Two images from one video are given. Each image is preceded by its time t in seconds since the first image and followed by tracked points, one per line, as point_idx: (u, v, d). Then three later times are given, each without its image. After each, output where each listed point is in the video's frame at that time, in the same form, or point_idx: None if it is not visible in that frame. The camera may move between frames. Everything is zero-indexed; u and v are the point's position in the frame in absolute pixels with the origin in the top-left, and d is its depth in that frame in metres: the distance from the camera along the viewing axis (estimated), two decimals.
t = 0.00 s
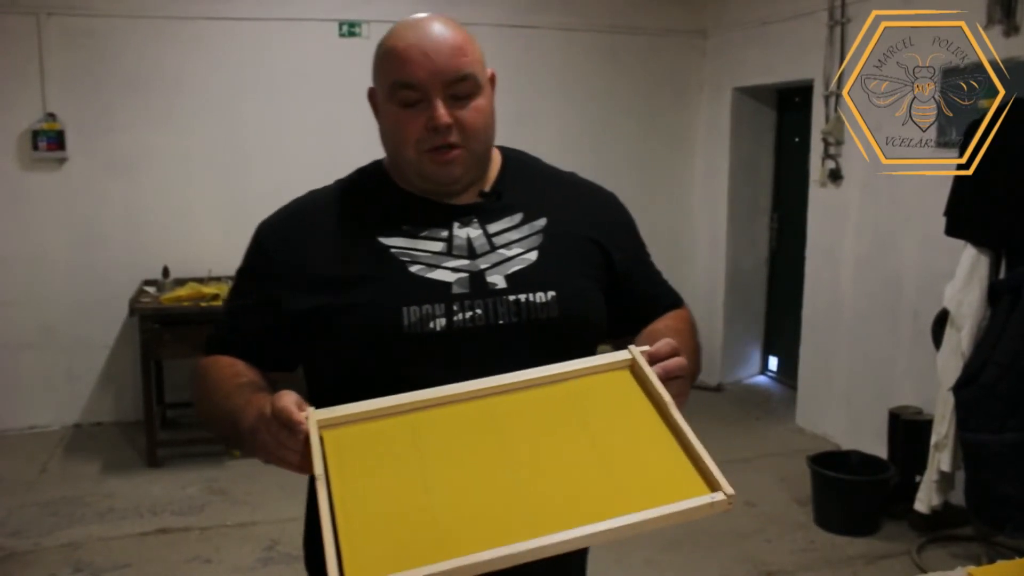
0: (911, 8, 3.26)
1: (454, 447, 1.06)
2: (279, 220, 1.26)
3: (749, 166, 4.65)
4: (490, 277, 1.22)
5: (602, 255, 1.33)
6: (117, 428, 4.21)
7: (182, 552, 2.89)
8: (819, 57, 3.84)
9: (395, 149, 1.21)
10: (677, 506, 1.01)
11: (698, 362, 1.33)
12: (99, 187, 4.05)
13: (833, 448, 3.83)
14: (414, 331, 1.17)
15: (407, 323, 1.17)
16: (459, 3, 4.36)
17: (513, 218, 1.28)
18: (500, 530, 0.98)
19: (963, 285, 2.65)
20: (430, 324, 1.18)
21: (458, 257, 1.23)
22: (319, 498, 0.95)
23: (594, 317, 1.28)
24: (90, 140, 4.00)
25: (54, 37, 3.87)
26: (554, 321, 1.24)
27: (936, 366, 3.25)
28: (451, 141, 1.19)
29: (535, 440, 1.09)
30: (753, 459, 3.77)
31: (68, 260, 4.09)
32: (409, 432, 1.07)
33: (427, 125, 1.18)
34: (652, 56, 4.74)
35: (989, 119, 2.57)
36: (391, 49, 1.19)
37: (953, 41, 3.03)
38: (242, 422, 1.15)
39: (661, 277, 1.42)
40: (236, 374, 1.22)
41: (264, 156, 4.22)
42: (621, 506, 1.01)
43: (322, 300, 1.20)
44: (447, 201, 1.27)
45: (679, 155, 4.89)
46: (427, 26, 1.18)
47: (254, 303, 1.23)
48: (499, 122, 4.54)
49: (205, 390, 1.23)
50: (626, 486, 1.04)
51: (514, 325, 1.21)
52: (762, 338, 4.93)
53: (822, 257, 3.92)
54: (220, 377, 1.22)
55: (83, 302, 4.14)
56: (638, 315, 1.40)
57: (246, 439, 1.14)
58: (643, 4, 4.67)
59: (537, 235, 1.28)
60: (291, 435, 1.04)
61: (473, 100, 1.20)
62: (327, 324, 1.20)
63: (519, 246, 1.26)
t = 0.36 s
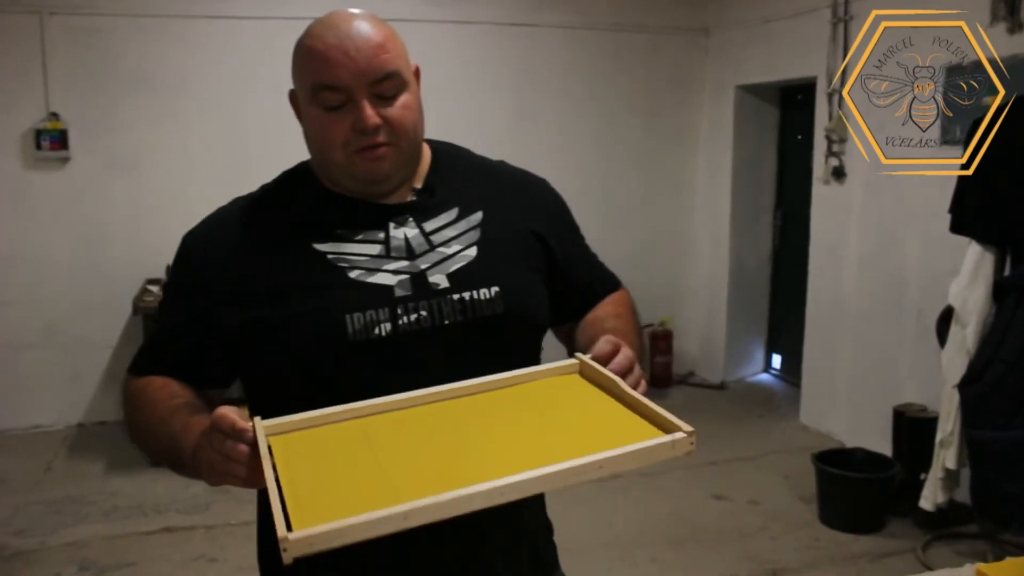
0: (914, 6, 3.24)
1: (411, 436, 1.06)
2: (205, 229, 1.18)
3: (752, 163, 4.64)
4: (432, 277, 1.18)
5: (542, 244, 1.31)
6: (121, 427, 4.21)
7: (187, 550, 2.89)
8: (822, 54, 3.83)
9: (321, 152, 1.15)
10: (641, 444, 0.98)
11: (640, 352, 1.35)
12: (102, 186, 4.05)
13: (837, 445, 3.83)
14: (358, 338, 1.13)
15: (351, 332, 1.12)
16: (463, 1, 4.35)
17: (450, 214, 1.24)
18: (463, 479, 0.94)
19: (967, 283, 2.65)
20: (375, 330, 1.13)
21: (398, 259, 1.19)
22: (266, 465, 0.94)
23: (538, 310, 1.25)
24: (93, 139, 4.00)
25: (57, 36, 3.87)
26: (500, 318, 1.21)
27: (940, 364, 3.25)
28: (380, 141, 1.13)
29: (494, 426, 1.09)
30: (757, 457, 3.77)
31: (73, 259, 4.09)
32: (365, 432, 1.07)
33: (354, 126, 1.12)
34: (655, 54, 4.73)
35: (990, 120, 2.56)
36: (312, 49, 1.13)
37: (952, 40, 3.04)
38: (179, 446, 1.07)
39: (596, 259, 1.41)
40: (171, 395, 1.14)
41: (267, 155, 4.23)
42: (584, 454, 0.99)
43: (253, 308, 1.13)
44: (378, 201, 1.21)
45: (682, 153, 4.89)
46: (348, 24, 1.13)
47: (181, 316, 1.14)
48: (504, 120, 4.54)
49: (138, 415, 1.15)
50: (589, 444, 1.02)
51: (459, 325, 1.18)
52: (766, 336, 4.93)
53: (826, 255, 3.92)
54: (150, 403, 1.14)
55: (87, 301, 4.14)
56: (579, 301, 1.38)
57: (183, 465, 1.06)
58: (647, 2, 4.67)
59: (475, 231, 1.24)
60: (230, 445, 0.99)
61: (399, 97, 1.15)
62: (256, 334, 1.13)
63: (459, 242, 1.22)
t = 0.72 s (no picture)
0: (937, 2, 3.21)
1: (421, 453, 1.03)
2: (197, 236, 1.14)
3: (770, 162, 4.62)
4: (432, 274, 1.16)
5: (538, 238, 1.28)
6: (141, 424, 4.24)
7: (206, 547, 2.90)
8: (842, 52, 3.80)
9: (313, 152, 1.13)
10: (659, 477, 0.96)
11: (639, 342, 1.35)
12: (122, 184, 4.07)
13: (857, 445, 3.80)
14: (361, 339, 1.10)
15: (355, 333, 1.10)
16: None
17: (446, 210, 1.21)
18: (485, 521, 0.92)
19: (991, 282, 2.62)
20: (378, 330, 1.11)
21: (397, 257, 1.16)
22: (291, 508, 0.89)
23: (537, 303, 1.23)
24: (113, 138, 4.02)
25: (78, 36, 3.90)
26: (502, 312, 1.19)
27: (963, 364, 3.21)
28: (370, 140, 1.11)
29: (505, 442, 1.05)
30: (775, 457, 3.75)
31: (94, 257, 4.12)
32: (374, 447, 1.03)
33: (345, 125, 1.10)
34: (673, 52, 4.71)
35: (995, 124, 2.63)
36: (300, 45, 1.10)
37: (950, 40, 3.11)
38: (184, 457, 1.05)
39: (588, 248, 1.38)
40: (173, 405, 1.12)
41: (285, 154, 4.24)
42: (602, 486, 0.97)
43: (253, 314, 1.11)
44: (373, 199, 1.18)
45: (700, 152, 4.86)
46: (338, 20, 1.10)
47: (177, 325, 1.11)
48: (522, 119, 4.54)
49: (139, 427, 1.12)
50: (605, 468, 1.00)
51: (462, 321, 1.16)
52: (784, 335, 4.91)
53: (846, 254, 3.89)
54: (154, 415, 1.11)
55: (108, 299, 4.17)
56: (575, 291, 1.35)
57: (190, 475, 1.04)
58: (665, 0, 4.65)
59: (472, 225, 1.21)
60: (237, 459, 0.97)
61: (389, 96, 1.13)
62: (255, 338, 1.11)
63: (457, 238, 1.19)
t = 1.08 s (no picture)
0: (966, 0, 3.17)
1: (443, 446, 0.98)
2: (220, 231, 1.11)
3: (794, 162, 4.58)
4: (453, 267, 1.12)
5: (558, 232, 1.24)
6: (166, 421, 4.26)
7: (229, 544, 2.91)
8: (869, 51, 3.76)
9: (329, 141, 1.10)
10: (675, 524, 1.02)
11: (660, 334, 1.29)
12: (149, 183, 4.11)
13: (882, 448, 3.76)
14: (383, 332, 1.06)
15: (377, 325, 1.06)
16: None
17: (466, 204, 1.17)
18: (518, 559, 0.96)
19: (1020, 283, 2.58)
20: (400, 323, 1.07)
21: (418, 250, 1.12)
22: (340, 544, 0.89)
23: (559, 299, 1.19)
24: (139, 137, 4.06)
25: (105, 36, 3.94)
26: (524, 305, 1.14)
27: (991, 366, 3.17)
28: (385, 126, 1.08)
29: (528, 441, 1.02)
30: (800, 459, 3.72)
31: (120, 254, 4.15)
32: (402, 429, 0.97)
33: (359, 109, 1.07)
34: (696, 52, 4.69)
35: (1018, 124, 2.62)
36: (318, 36, 1.09)
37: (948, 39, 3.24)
38: (212, 446, 1.02)
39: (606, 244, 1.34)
40: (198, 395, 1.09)
41: (309, 154, 4.26)
42: (623, 520, 1.01)
43: (274, 307, 1.08)
44: (390, 191, 1.14)
45: (724, 151, 4.84)
46: (355, 11, 1.09)
47: (201, 322, 1.09)
48: (544, 120, 4.54)
49: (164, 420, 1.10)
50: (625, 497, 1.03)
51: (483, 315, 1.12)
52: (808, 337, 4.87)
53: (872, 255, 3.85)
54: (179, 412, 1.08)
55: (133, 297, 4.20)
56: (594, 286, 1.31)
57: (220, 463, 1.01)
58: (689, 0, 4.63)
59: (493, 219, 1.17)
60: (268, 445, 0.93)
61: (405, 82, 1.10)
62: (276, 330, 1.08)
63: (477, 232, 1.15)
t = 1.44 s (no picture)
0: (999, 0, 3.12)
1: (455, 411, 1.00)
2: (253, 228, 1.11)
3: (823, 165, 4.55)
4: (479, 269, 1.09)
5: (586, 235, 1.20)
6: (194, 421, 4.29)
7: (256, 544, 2.93)
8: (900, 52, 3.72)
9: (356, 142, 1.08)
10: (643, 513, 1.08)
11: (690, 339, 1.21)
12: (178, 185, 4.15)
13: (911, 454, 3.72)
14: (408, 333, 1.04)
15: (402, 326, 1.04)
16: (531, 2, 4.36)
17: (494, 206, 1.13)
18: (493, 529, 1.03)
19: None
20: (426, 324, 1.05)
21: (445, 252, 1.09)
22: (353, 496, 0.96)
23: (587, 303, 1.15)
24: (169, 139, 4.10)
25: (137, 40, 3.99)
26: (550, 309, 1.11)
27: None
28: (412, 127, 1.06)
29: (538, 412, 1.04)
30: (828, 464, 3.68)
31: (149, 255, 4.20)
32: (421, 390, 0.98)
33: (386, 110, 1.05)
34: (724, 54, 4.67)
35: None
36: (346, 39, 1.08)
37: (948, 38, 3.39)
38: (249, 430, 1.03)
39: (637, 249, 1.28)
40: (229, 388, 1.08)
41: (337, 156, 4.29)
42: (600, 498, 1.07)
43: (300, 304, 1.06)
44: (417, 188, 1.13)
45: (751, 154, 4.81)
46: (383, 14, 1.07)
47: (232, 318, 1.08)
48: (571, 122, 4.54)
49: (196, 414, 1.09)
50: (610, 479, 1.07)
51: (510, 319, 1.09)
52: (836, 341, 4.83)
53: (902, 258, 3.81)
54: (208, 402, 1.08)
55: (163, 297, 4.24)
56: (625, 290, 1.26)
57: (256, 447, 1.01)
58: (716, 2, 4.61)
59: (520, 221, 1.13)
60: (295, 416, 0.94)
61: (432, 84, 1.08)
62: (303, 330, 1.06)
63: (504, 234, 1.12)
